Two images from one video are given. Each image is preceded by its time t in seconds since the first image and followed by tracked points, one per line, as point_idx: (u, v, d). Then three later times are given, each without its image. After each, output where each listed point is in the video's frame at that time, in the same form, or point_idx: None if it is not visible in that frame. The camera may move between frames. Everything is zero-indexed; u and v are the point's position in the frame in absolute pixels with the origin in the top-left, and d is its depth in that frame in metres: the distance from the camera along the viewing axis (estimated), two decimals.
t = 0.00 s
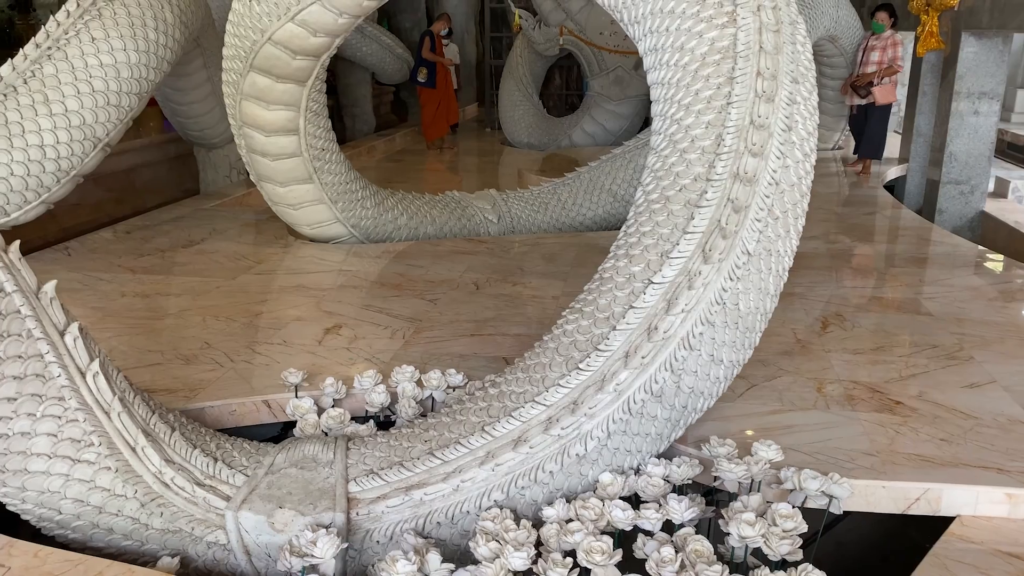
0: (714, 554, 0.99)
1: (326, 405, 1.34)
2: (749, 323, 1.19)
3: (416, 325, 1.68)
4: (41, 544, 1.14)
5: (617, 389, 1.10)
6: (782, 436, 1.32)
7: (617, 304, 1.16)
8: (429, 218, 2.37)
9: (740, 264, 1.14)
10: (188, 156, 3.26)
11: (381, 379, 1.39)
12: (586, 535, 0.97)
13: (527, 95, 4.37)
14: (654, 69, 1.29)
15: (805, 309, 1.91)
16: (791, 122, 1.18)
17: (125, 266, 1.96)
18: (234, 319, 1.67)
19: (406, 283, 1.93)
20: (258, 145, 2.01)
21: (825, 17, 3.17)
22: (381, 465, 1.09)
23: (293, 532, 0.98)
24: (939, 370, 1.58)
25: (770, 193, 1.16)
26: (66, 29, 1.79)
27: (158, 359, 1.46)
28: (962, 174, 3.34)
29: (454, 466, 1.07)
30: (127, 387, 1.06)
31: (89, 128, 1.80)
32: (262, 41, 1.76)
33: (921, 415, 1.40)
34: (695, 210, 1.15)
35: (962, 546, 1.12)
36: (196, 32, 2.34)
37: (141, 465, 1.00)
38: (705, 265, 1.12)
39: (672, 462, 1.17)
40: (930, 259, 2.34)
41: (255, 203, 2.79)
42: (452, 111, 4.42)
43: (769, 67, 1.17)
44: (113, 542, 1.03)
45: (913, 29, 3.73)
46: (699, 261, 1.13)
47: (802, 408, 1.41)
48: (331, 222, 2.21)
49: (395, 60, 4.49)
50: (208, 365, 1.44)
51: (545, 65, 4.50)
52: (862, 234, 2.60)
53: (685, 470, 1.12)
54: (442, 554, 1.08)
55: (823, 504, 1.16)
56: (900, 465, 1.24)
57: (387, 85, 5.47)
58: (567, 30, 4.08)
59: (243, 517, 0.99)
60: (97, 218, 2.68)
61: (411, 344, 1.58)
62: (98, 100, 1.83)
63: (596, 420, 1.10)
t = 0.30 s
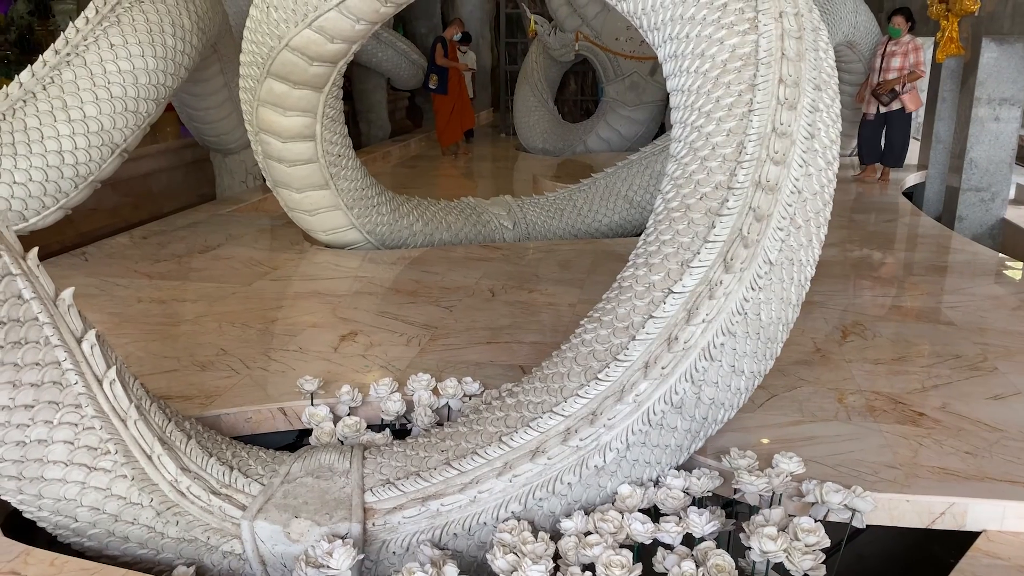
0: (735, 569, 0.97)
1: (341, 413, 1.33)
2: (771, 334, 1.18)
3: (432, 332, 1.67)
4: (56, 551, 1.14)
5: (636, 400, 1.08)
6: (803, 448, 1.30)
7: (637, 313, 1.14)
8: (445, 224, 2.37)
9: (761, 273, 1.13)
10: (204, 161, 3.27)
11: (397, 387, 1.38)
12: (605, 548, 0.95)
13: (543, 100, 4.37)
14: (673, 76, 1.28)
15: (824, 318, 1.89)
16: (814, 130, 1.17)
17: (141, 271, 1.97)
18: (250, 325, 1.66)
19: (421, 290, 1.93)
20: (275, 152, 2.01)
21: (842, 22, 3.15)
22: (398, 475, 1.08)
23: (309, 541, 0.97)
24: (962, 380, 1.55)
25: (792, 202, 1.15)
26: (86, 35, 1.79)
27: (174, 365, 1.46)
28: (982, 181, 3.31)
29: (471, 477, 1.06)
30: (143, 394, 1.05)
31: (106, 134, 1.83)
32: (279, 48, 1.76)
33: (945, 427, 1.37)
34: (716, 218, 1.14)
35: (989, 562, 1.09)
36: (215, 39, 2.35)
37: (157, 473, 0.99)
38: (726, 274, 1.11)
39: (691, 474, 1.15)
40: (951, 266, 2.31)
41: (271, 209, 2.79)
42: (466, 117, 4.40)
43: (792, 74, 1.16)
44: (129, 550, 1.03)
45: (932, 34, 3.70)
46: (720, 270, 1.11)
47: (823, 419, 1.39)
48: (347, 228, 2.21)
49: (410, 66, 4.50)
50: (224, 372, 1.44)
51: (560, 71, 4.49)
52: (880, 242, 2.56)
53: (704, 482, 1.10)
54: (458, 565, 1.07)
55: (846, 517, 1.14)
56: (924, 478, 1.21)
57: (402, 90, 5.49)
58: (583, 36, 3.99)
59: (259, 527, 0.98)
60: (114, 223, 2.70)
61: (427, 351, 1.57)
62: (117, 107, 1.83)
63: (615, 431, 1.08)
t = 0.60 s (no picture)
0: None
1: (350, 426, 1.32)
2: (785, 350, 1.16)
3: (442, 343, 1.66)
4: (61, 565, 1.13)
5: (647, 417, 1.07)
6: (818, 465, 1.27)
7: (649, 328, 1.13)
8: (457, 233, 2.36)
9: (776, 288, 1.11)
10: (219, 169, 3.29)
11: (406, 400, 1.37)
12: (615, 569, 0.94)
13: (556, 108, 4.37)
14: (686, 88, 1.27)
15: (840, 331, 1.86)
16: (829, 142, 1.15)
17: (154, 280, 1.98)
18: (260, 336, 1.66)
19: (432, 300, 1.92)
20: (288, 161, 2.02)
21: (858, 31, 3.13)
22: (405, 491, 1.07)
23: (315, 559, 0.96)
24: (982, 397, 1.52)
25: (808, 216, 1.13)
26: (100, 45, 1.82)
27: (184, 376, 1.46)
28: (1001, 191, 3.26)
29: (480, 494, 1.05)
30: (150, 407, 1.05)
31: (121, 143, 1.83)
32: (292, 57, 1.77)
33: (964, 445, 1.34)
34: (730, 232, 1.12)
35: None
36: (230, 48, 2.36)
37: (163, 488, 0.98)
38: (740, 289, 1.09)
39: (703, 492, 1.13)
40: (970, 278, 2.27)
41: (284, 217, 2.80)
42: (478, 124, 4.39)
43: (807, 85, 1.14)
44: (133, 565, 1.02)
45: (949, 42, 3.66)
46: (734, 285, 1.09)
47: (838, 435, 1.37)
48: (358, 238, 2.21)
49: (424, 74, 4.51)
50: (233, 383, 1.43)
51: (574, 79, 4.49)
52: (897, 252, 2.53)
53: (717, 501, 1.08)
54: None
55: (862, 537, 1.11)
56: (942, 497, 1.19)
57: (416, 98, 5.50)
58: (598, 43, 4.05)
59: (265, 543, 0.97)
60: (128, 231, 2.72)
61: (437, 363, 1.56)
62: (133, 115, 1.86)
63: (626, 449, 1.07)
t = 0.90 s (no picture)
0: None
1: (354, 440, 1.31)
2: (795, 368, 1.14)
3: (449, 356, 1.65)
4: None
5: (653, 436, 1.05)
6: (829, 485, 1.25)
7: (655, 345, 1.11)
8: (467, 244, 2.36)
9: (785, 305, 1.09)
10: (232, 179, 3.31)
11: (411, 414, 1.36)
12: None
13: (568, 118, 4.35)
14: (695, 100, 1.26)
15: (854, 346, 1.83)
16: (840, 156, 1.14)
17: (163, 290, 1.98)
18: (268, 347, 1.66)
19: (440, 312, 1.91)
20: (298, 172, 2.02)
21: (874, 42, 3.10)
22: (407, 509, 1.06)
23: None
24: (998, 415, 1.49)
25: (818, 232, 1.11)
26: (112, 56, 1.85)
27: (189, 389, 1.46)
28: (1020, 203, 3.19)
29: (482, 513, 1.03)
30: (152, 422, 1.04)
31: (132, 154, 1.84)
32: (301, 69, 1.78)
33: (980, 465, 1.31)
34: (738, 248, 1.11)
35: None
36: (242, 59, 2.38)
37: (163, 503, 0.97)
38: (748, 306, 1.07)
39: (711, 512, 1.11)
40: (988, 291, 2.23)
41: (295, 227, 2.80)
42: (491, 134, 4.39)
43: (817, 98, 1.13)
44: None
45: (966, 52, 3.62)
46: (742, 302, 1.08)
47: (850, 454, 1.34)
48: (368, 248, 2.21)
49: (437, 83, 4.52)
50: (239, 396, 1.43)
51: (587, 89, 4.49)
52: (913, 265, 2.49)
53: (725, 521, 1.06)
54: None
55: (874, 560, 1.08)
56: (957, 520, 1.15)
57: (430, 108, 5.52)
58: (611, 53, 4.05)
59: (264, 562, 0.95)
60: (140, 240, 2.74)
61: (444, 376, 1.55)
62: (144, 125, 1.86)
63: (631, 468, 1.05)
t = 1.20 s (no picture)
0: None
1: (357, 457, 1.31)
2: (801, 389, 1.12)
3: (455, 371, 1.65)
4: None
5: (656, 457, 1.03)
6: (837, 507, 1.22)
7: (658, 364, 1.09)
8: (477, 257, 2.36)
9: (791, 324, 1.08)
10: (246, 191, 3.34)
11: (415, 431, 1.36)
12: None
13: (582, 130, 4.34)
14: (702, 116, 1.26)
15: (865, 363, 1.80)
16: (847, 174, 1.13)
17: (173, 303, 2.00)
18: (274, 362, 1.66)
19: (448, 326, 1.91)
20: (308, 185, 2.03)
21: (888, 53, 3.08)
22: (407, 529, 1.06)
23: None
24: (1013, 436, 1.45)
25: (824, 250, 1.10)
26: (125, 70, 1.88)
27: (195, 403, 1.46)
28: None
29: (482, 534, 1.02)
30: (152, 438, 1.04)
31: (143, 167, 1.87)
32: (311, 83, 1.79)
33: (993, 487, 1.28)
34: (743, 266, 1.09)
35: None
36: (256, 72, 2.40)
37: (162, 520, 0.96)
38: (753, 325, 1.06)
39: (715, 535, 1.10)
40: (1005, 307, 2.18)
41: (307, 239, 2.82)
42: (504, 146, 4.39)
43: (824, 115, 1.12)
44: None
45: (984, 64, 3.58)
46: (746, 321, 1.06)
47: (859, 475, 1.31)
48: (378, 261, 2.21)
49: (451, 95, 4.54)
50: (243, 411, 1.43)
51: (600, 101, 4.48)
52: (930, 280, 2.46)
53: (729, 544, 1.05)
54: None
55: None
56: (968, 545, 1.12)
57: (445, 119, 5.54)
58: (623, 66, 4.06)
59: None
60: (153, 252, 2.76)
61: (449, 392, 1.55)
62: (156, 139, 1.90)
63: (634, 490, 1.04)
